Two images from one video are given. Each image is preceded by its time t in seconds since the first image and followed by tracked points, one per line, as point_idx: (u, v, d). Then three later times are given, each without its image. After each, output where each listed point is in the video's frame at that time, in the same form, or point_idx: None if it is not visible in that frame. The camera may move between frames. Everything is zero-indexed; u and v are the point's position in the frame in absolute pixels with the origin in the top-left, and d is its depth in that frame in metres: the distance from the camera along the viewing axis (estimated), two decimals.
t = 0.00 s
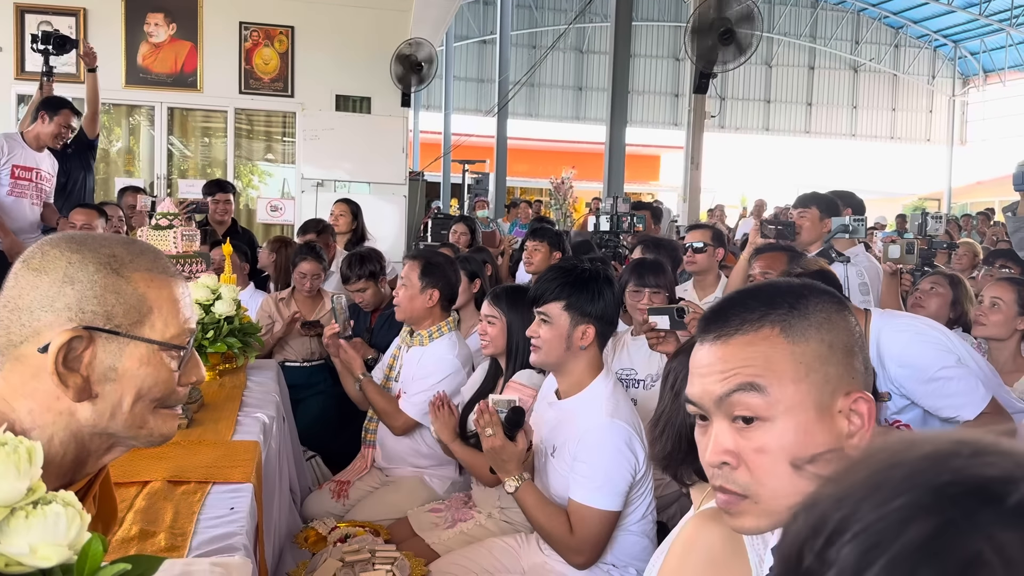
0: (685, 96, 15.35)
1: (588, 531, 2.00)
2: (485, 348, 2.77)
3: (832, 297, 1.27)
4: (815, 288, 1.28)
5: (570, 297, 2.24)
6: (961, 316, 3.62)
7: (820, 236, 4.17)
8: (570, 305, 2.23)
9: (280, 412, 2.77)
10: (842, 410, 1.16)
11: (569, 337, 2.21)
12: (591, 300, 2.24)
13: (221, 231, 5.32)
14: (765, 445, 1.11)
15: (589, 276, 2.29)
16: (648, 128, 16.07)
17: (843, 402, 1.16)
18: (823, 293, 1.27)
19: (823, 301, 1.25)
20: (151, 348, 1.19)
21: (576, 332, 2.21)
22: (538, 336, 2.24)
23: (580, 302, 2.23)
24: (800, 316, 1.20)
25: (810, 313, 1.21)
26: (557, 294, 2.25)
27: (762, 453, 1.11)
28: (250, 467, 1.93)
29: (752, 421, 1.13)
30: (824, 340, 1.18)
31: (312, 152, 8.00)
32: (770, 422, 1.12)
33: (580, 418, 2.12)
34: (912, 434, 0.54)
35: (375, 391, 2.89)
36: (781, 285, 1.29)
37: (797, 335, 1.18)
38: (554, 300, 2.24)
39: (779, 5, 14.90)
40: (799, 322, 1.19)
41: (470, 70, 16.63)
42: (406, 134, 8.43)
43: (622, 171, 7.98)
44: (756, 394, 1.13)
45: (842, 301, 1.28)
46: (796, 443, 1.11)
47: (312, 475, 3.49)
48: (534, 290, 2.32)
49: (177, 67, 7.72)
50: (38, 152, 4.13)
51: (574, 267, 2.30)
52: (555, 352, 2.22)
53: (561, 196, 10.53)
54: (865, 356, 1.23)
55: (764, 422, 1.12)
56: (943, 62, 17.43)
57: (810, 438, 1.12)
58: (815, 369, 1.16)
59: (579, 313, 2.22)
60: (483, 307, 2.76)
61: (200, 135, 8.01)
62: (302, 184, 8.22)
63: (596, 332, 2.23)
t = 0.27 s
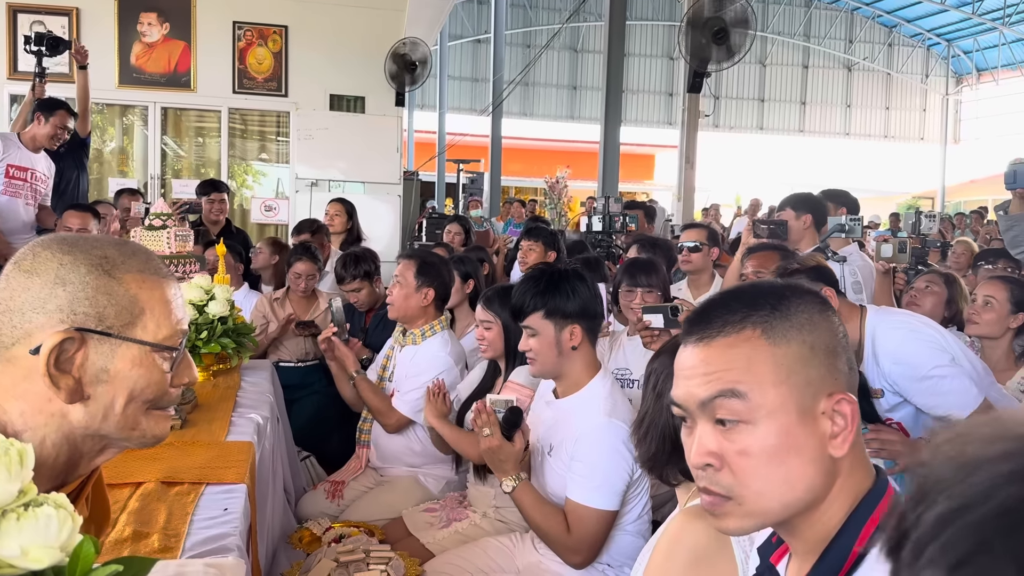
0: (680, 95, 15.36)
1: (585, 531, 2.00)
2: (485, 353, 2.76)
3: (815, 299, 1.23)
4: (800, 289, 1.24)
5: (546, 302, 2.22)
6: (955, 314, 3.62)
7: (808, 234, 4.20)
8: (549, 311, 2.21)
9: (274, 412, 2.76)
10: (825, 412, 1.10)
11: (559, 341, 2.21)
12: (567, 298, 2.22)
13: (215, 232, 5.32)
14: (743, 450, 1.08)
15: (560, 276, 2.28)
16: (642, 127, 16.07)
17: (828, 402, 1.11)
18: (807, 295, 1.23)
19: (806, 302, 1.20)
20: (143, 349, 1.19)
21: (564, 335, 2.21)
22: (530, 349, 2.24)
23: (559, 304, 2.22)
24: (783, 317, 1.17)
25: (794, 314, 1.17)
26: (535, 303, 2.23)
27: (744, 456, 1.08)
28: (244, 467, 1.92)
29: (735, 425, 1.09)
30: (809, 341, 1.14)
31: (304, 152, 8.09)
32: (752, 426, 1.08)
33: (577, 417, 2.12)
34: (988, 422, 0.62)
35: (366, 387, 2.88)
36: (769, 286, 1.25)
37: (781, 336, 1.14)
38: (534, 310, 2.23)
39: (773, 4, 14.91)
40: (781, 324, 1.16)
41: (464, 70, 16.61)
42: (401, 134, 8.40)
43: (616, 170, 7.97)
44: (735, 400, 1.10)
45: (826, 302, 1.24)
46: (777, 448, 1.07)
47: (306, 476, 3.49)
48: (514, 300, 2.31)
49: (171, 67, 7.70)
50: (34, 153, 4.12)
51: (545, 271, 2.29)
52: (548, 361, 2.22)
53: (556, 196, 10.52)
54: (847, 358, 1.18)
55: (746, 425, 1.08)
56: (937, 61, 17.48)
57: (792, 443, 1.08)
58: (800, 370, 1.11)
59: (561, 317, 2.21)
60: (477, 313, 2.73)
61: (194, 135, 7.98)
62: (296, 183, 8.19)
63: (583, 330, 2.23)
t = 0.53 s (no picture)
0: (674, 94, 15.37)
1: (580, 529, 1.98)
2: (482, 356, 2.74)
3: (740, 306, 1.15)
4: (722, 301, 1.16)
5: (531, 309, 2.18)
6: (950, 312, 3.62)
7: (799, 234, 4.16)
8: (536, 317, 2.18)
9: (267, 412, 2.74)
10: (762, 429, 1.06)
11: (550, 344, 2.18)
12: (551, 300, 2.18)
13: (209, 231, 5.29)
14: (687, 477, 1.06)
15: (542, 279, 2.25)
16: (637, 127, 16.07)
17: (763, 420, 1.06)
18: (730, 306, 1.15)
19: (731, 319, 1.12)
20: (132, 347, 1.17)
21: (554, 337, 2.18)
22: (521, 357, 2.21)
23: (544, 308, 2.18)
24: (704, 343, 1.09)
25: (716, 338, 1.10)
26: (522, 310, 2.20)
27: (693, 485, 1.06)
28: (237, 467, 1.90)
29: (677, 457, 1.06)
30: (729, 364, 1.08)
31: (300, 152, 7.95)
32: (696, 458, 1.05)
33: (573, 414, 2.11)
34: None
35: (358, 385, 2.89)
36: (693, 304, 1.17)
37: (702, 367, 1.08)
38: (520, 318, 2.19)
39: (767, 3, 14.93)
40: (703, 351, 1.09)
41: (459, 69, 16.59)
42: (395, 133, 8.39)
43: (611, 169, 7.96)
44: (671, 439, 1.06)
45: (756, 311, 1.15)
46: (718, 473, 1.05)
47: (301, 475, 3.47)
48: (499, 308, 2.27)
49: (165, 67, 7.66)
50: (27, 152, 4.09)
51: (526, 276, 2.26)
52: (542, 366, 2.19)
53: (551, 195, 10.51)
54: (780, 364, 1.10)
55: (691, 456, 1.06)
56: (930, 60, 17.52)
57: (733, 465, 1.05)
58: (722, 396, 1.06)
59: (548, 321, 2.17)
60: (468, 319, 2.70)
61: (189, 134, 7.95)
62: (291, 183, 8.12)
63: (572, 331, 2.19)
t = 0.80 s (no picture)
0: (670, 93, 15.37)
1: (576, 528, 1.96)
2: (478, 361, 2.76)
3: (644, 332, 1.17)
4: (627, 330, 1.18)
5: (528, 307, 2.20)
6: (944, 311, 3.63)
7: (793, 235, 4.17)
8: (532, 316, 2.19)
9: (262, 412, 2.73)
10: (672, 454, 1.06)
11: (545, 343, 2.20)
12: (548, 299, 2.20)
13: (203, 231, 5.27)
14: (614, 505, 1.08)
15: (538, 277, 2.26)
16: (632, 126, 16.07)
17: (671, 447, 1.07)
18: (633, 334, 1.17)
19: (634, 347, 1.14)
20: (124, 348, 1.16)
21: (550, 336, 2.20)
22: (515, 355, 2.22)
23: (540, 307, 2.20)
24: (609, 378, 1.11)
25: (617, 371, 1.11)
26: (517, 309, 2.21)
27: (617, 513, 1.08)
28: (231, 467, 1.89)
29: (602, 489, 1.09)
30: (631, 395, 1.08)
31: (294, 151, 8.04)
32: (614, 487, 1.07)
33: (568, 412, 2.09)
34: None
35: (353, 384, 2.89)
36: (601, 336, 1.20)
37: (607, 402, 1.09)
38: (516, 317, 2.21)
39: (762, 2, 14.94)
40: (607, 386, 1.11)
41: (454, 69, 16.56)
42: (390, 132, 8.38)
43: (606, 168, 7.95)
44: (589, 471, 1.10)
45: (660, 332, 1.17)
46: (635, 501, 1.06)
47: (296, 476, 3.46)
48: (494, 308, 2.28)
49: (159, 66, 7.63)
50: (20, 152, 4.06)
51: (522, 275, 2.27)
52: (536, 364, 2.20)
53: (546, 194, 10.50)
54: (684, 386, 1.10)
55: (613, 486, 1.08)
56: (925, 58, 17.57)
57: (647, 493, 1.06)
58: (626, 428, 1.07)
59: (544, 320, 2.19)
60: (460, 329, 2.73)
61: (183, 134, 7.92)
62: (285, 182, 8.12)
63: (567, 329, 2.21)
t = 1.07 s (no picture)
0: (666, 92, 15.40)
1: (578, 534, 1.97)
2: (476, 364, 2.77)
3: (569, 346, 1.16)
4: (552, 344, 1.17)
5: (531, 303, 2.22)
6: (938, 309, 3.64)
7: (788, 234, 4.18)
8: (534, 312, 2.22)
9: (259, 412, 2.73)
10: (595, 470, 1.06)
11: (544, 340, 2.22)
12: (553, 297, 2.22)
13: (199, 231, 5.26)
14: (548, 517, 1.10)
15: (543, 275, 2.26)
16: (629, 125, 16.08)
17: (593, 462, 1.07)
18: (558, 348, 1.16)
19: (558, 363, 1.14)
20: (121, 349, 1.16)
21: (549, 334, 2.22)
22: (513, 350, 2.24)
23: (544, 305, 2.22)
24: (533, 396, 1.11)
25: (540, 390, 1.11)
26: (520, 303, 2.23)
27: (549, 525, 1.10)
28: (227, 468, 1.89)
29: (536, 503, 1.11)
30: (554, 414, 1.08)
31: (290, 152, 8.04)
32: (545, 501, 1.09)
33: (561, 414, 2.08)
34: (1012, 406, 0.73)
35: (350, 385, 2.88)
36: (530, 350, 1.19)
37: (532, 420, 1.10)
38: (519, 311, 2.23)
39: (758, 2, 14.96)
40: (532, 406, 1.10)
41: (450, 68, 16.55)
42: (387, 132, 8.38)
43: (602, 167, 7.94)
44: (520, 486, 1.11)
45: (585, 346, 1.16)
46: (563, 515, 1.08)
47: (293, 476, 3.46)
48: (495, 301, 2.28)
49: (154, 66, 7.61)
50: (15, 152, 4.05)
51: (530, 270, 2.27)
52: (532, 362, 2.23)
53: (543, 193, 10.50)
54: (607, 402, 1.09)
55: (543, 500, 1.09)
56: (920, 57, 17.61)
57: (574, 508, 1.07)
58: (551, 445, 1.08)
59: (546, 317, 2.21)
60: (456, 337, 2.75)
61: (179, 134, 7.90)
62: (282, 182, 8.12)
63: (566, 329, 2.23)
